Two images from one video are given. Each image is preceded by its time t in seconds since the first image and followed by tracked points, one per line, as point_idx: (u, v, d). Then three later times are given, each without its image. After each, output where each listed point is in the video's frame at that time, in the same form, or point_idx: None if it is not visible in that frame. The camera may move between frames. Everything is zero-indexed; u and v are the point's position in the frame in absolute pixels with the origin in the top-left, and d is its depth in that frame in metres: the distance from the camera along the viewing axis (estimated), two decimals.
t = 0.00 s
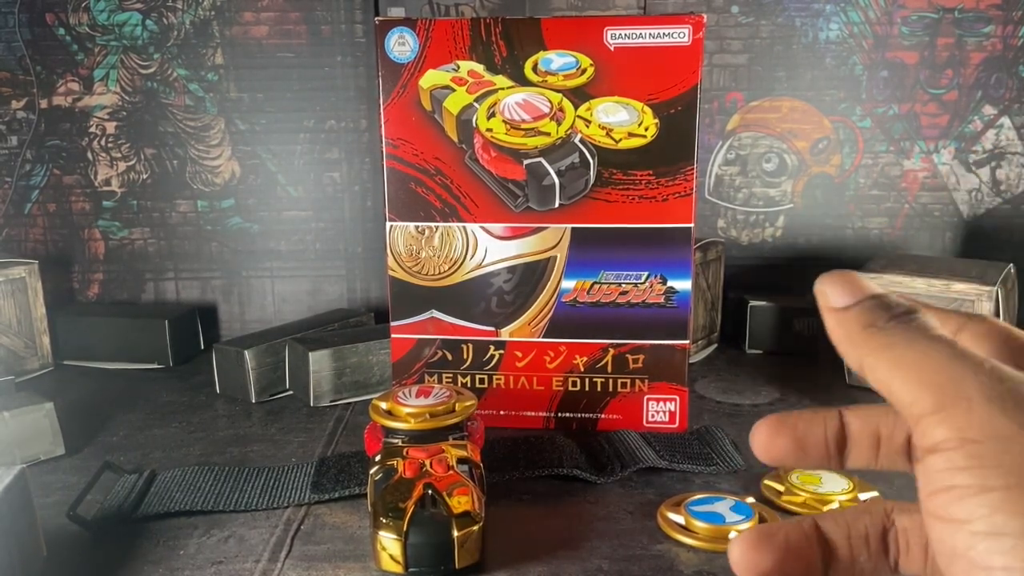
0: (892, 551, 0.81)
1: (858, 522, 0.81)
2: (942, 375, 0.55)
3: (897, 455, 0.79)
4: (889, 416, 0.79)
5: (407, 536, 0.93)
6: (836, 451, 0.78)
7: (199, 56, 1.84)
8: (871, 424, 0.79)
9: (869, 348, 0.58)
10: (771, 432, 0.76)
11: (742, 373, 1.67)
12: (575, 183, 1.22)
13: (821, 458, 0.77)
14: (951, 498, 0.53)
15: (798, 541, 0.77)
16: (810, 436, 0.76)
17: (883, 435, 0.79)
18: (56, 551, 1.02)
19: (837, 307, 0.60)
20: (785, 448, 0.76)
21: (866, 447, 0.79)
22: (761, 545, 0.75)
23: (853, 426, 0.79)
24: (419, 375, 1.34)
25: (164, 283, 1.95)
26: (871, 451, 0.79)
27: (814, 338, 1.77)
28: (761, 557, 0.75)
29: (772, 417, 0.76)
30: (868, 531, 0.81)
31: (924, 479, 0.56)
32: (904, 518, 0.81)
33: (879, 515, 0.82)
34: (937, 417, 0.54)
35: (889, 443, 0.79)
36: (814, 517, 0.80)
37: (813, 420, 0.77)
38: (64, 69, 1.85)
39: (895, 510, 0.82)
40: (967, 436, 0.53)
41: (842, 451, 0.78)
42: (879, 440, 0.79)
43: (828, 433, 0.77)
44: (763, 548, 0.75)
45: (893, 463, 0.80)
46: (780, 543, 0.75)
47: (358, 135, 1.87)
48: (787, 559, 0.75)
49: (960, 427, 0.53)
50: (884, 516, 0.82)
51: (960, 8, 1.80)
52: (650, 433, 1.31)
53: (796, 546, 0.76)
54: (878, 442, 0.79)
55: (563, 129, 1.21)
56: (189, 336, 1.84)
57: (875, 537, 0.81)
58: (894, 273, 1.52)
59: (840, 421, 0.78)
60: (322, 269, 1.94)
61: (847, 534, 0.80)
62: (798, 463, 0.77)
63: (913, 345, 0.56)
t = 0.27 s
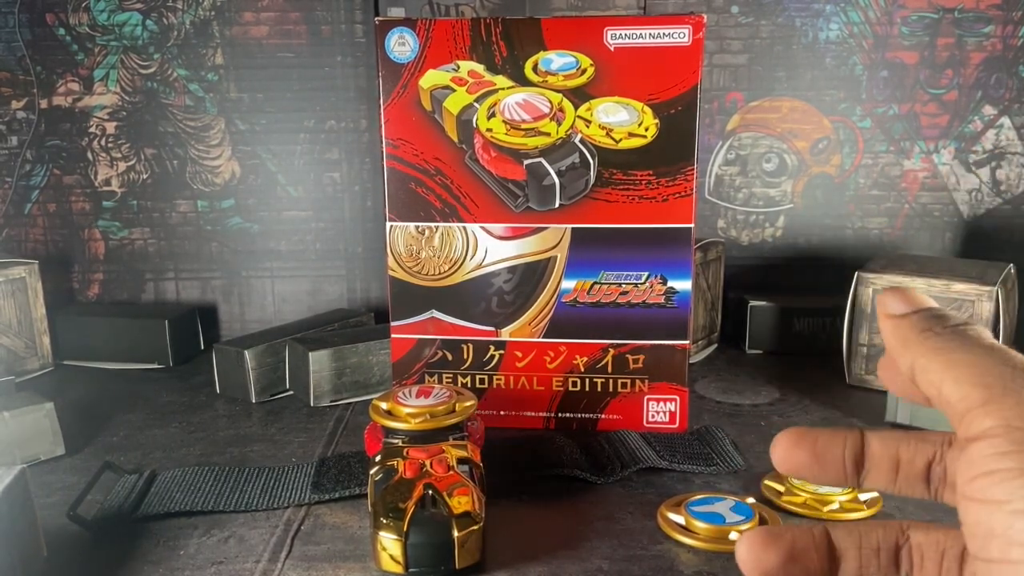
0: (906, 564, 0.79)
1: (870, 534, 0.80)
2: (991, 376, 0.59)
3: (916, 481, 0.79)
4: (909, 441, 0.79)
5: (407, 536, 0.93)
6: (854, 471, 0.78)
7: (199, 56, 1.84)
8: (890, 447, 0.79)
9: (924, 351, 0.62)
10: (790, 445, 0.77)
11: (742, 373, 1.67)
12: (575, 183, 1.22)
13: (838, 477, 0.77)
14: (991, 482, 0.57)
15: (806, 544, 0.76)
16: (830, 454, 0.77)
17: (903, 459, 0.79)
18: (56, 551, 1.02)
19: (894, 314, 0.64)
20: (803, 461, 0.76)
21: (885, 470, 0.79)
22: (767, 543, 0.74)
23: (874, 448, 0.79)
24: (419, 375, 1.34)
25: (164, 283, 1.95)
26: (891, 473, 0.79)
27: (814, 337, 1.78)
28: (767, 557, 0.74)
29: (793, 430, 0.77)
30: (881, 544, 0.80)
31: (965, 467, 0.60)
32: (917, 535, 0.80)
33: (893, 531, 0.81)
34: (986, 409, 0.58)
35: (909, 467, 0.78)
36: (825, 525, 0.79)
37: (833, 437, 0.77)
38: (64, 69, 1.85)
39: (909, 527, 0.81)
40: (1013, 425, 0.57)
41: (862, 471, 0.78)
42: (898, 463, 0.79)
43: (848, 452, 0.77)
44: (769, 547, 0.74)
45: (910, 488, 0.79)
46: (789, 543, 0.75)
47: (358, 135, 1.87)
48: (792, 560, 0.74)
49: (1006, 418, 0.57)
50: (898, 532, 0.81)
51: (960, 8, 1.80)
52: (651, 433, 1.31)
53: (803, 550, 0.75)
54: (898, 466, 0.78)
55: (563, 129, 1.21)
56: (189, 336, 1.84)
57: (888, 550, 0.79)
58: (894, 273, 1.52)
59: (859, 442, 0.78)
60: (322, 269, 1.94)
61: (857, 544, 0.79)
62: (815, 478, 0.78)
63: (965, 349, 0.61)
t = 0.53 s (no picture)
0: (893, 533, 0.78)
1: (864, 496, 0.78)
2: None
3: (913, 451, 0.77)
4: (915, 414, 0.77)
5: (407, 536, 0.93)
6: (853, 428, 0.77)
7: (199, 56, 1.84)
8: (896, 416, 0.77)
9: None
10: (793, 391, 0.77)
11: (742, 373, 1.67)
12: (575, 183, 1.22)
13: (835, 433, 0.77)
14: None
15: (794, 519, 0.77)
16: (833, 404, 0.76)
17: (906, 430, 0.76)
18: (55, 551, 1.02)
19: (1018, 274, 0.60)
20: (803, 407, 0.77)
21: (886, 435, 0.77)
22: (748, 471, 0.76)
23: (877, 411, 0.77)
24: (419, 375, 1.34)
25: (164, 283, 1.95)
26: (889, 439, 0.77)
27: (814, 337, 1.78)
28: (745, 484, 0.76)
29: (802, 376, 0.77)
30: (873, 508, 0.77)
31: None
32: (913, 505, 0.78)
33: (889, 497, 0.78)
34: None
35: (910, 440, 0.76)
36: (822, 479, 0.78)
37: (838, 389, 0.76)
38: (64, 69, 1.85)
39: (905, 497, 0.78)
40: None
41: (859, 432, 0.77)
42: (899, 434, 0.76)
43: (850, 408, 0.76)
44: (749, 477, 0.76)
45: (907, 458, 0.77)
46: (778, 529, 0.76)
47: (358, 135, 1.87)
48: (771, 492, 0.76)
49: None
50: (893, 499, 0.78)
51: (960, 8, 1.80)
52: (651, 433, 1.31)
53: (785, 489, 0.76)
54: (899, 437, 0.77)
55: (563, 129, 1.21)
56: (189, 336, 1.84)
57: (879, 517, 0.78)
58: (894, 273, 1.52)
59: (866, 402, 0.76)
60: (322, 269, 1.94)
61: (848, 503, 0.77)
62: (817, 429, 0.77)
63: None
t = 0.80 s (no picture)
0: (857, 481, 0.87)
1: (831, 443, 0.89)
2: None
3: (877, 402, 0.86)
4: (888, 368, 0.87)
5: (407, 536, 0.93)
6: (828, 369, 0.88)
7: (198, 56, 1.84)
8: (868, 365, 0.87)
9: None
10: (792, 333, 0.89)
11: (742, 373, 1.67)
12: (574, 183, 1.22)
13: (812, 372, 0.88)
14: None
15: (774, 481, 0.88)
16: (815, 345, 0.88)
17: (876, 379, 0.87)
18: (55, 551, 1.02)
19: None
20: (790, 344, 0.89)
21: (857, 384, 0.87)
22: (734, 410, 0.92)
23: (854, 361, 0.87)
24: (419, 375, 1.34)
25: (164, 283, 1.95)
26: (860, 385, 0.87)
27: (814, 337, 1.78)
28: (729, 417, 0.92)
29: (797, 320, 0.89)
30: (837, 455, 0.88)
31: None
32: (875, 460, 0.87)
33: (854, 450, 0.89)
34: None
35: (881, 389, 0.86)
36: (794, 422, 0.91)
37: (822, 336, 0.88)
38: (64, 69, 1.85)
39: (871, 452, 0.88)
40: None
41: (835, 375, 0.88)
42: (869, 380, 0.87)
43: (829, 348, 0.87)
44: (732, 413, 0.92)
45: (872, 407, 0.87)
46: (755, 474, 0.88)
47: (358, 135, 1.87)
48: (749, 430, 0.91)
49: None
50: (858, 452, 0.88)
51: (960, 8, 1.80)
52: (651, 433, 1.31)
53: (764, 422, 0.91)
54: (868, 384, 0.87)
55: (563, 129, 1.21)
56: (189, 336, 1.84)
57: (844, 465, 0.88)
58: (894, 273, 1.52)
59: (845, 348, 0.88)
60: (322, 269, 1.94)
61: (814, 447, 0.89)
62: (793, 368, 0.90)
63: None
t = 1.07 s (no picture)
0: (860, 535, 0.85)
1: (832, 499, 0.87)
2: None
3: (876, 458, 0.85)
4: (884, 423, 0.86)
5: (407, 536, 0.93)
6: (824, 426, 0.88)
7: (198, 56, 1.84)
8: (865, 421, 0.87)
9: None
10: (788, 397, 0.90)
11: (742, 373, 1.67)
12: (574, 183, 1.22)
13: (810, 433, 0.88)
14: None
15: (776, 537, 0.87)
16: (810, 407, 0.88)
17: (873, 434, 0.86)
18: (56, 551, 1.02)
19: None
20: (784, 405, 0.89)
21: (854, 440, 0.86)
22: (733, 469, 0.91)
23: (851, 419, 0.87)
24: (419, 375, 1.34)
25: (164, 283, 1.95)
26: (858, 443, 0.86)
27: (814, 337, 1.78)
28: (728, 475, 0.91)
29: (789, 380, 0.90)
30: (840, 510, 0.86)
31: None
32: (877, 511, 0.85)
33: (857, 502, 0.87)
34: None
35: (877, 445, 0.86)
36: (797, 480, 0.89)
37: (817, 399, 0.88)
38: (64, 68, 1.85)
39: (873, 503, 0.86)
40: None
41: (832, 434, 0.87)
42: (866, 437, 0.86)
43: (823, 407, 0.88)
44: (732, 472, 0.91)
45: (871, 462, 0.86)
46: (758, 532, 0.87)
47: (358, 135, 1.87)
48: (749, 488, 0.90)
49: None
50: (861, 504, 0.86)
51: (960, 8, 1.80)
52: (651, 433, 1.31)
53: (767, 481, 0.90)
54: (866, 441, 0.86)
55: (563, 129, 1.21)
56: (189, 336, 1.84)
57: (847, 519, 0.86)
58: (894, 273, 1.52)
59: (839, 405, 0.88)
60: (322, 269, 1.94)
61: (817, 502, 0.87)
62: (793, 430, 0.90)
63: None
